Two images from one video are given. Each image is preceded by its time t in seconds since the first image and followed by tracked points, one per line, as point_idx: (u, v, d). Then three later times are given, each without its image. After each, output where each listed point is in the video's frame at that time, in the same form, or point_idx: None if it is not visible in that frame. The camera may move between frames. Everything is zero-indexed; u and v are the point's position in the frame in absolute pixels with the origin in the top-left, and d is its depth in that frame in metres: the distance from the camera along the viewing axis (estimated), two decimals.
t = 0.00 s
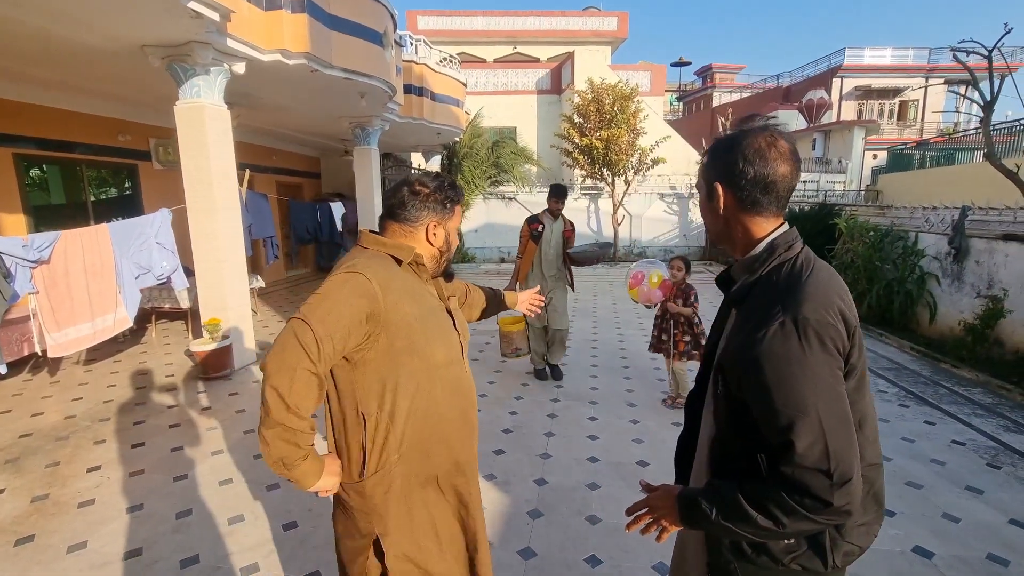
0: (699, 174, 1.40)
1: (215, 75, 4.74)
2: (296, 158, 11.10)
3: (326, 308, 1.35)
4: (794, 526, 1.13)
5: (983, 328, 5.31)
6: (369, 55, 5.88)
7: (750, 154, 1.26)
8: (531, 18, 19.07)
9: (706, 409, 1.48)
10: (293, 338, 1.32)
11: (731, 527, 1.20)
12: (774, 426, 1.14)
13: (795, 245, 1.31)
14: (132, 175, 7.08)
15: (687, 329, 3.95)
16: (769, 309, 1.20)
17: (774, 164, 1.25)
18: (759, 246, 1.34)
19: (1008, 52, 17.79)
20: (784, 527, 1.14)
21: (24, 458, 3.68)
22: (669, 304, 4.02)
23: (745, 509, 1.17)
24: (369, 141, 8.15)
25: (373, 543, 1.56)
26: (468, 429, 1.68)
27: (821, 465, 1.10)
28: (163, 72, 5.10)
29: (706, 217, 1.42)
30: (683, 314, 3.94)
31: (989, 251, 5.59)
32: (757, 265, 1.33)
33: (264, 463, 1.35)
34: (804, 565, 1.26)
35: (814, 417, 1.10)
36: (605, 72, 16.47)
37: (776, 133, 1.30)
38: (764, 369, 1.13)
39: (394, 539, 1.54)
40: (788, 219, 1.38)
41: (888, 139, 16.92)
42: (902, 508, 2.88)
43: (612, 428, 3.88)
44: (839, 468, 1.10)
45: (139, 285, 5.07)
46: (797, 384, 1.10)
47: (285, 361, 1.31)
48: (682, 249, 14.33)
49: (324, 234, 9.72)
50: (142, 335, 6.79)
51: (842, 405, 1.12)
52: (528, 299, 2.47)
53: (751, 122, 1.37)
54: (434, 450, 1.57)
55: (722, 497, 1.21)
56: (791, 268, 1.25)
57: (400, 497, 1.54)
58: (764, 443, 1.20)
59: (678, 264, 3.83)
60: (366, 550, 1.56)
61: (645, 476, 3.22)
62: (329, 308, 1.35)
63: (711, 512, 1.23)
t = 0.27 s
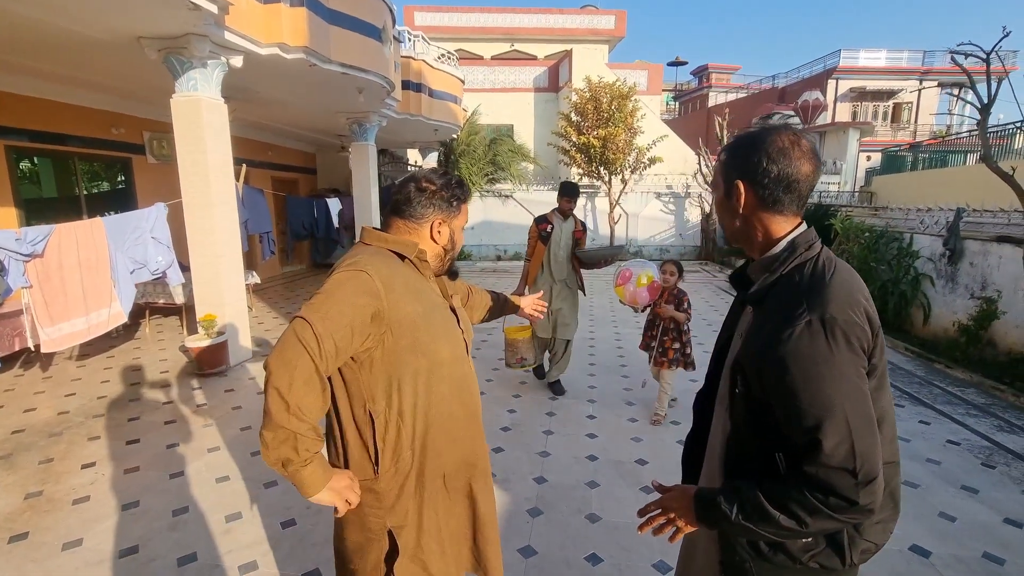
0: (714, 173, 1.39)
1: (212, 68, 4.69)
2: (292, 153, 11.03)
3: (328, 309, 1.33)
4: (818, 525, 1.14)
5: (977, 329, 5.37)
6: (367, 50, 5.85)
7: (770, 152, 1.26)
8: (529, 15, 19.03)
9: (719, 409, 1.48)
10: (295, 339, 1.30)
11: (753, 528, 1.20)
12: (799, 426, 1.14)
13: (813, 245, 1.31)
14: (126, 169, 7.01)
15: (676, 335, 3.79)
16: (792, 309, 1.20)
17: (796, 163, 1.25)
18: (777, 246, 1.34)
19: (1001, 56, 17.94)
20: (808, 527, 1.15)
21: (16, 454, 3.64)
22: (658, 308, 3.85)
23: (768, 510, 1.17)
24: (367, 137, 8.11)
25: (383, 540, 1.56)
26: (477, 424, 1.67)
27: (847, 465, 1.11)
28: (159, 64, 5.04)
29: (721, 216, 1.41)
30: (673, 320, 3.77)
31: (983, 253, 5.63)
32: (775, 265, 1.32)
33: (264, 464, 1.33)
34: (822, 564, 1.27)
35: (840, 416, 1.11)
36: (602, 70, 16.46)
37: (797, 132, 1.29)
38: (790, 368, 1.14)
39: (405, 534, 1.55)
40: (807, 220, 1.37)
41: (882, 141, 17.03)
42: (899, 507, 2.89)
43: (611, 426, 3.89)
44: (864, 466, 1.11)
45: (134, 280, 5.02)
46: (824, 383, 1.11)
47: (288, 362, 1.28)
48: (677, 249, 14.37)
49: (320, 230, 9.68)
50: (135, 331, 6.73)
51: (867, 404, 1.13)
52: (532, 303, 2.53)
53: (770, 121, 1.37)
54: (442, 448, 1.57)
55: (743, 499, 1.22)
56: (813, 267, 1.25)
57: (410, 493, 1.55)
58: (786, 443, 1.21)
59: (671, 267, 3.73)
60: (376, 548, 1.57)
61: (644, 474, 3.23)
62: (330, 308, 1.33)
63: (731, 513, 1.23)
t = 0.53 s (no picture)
0: (715, 172, 1.40)
1: (208, 63, 4.67)
2: (288, 150, 11.00)
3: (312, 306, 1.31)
4: (823, 521, 1.15)
5: (971, 328, 5.48)
6: (364, 47, 5.83)
7: (773, 150, 1.26)
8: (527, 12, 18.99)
9: (719, 409, 1.48)
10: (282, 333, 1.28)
11: (758, 525, 1.21)
12: (805, 422, 1.15)
13: (816, 245, 1.31)
14: (120, 164, 6.97)
15: (666, 340, 3.61)
16: (798, 306, 1.21)
17: (799, 161, 1.25)
18: (779, 246, 1.34)
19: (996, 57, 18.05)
20: (813, 524, 1.16)
21: (10, 451, 3.62)
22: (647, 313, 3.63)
23: (774, 507, 1.18)
24: (364, 133, 8.09)
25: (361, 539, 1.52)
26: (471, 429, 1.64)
27: (853, 461, 1.12)
28: (154, 59, 5.01)
29: (722, 215, 1.42)
30: (663, 325, 3.57)
31: (976, 253, 5.67)
32: (777, 265, 1.32)
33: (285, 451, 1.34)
34: (824, 559, 1.27)
35: (850, 414, 1.11)
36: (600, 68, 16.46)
37: (801, 132, 1.29)
38: (799, 366, 1.14)
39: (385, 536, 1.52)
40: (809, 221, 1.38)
41: (878, 141, 17.12)
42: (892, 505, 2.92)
43: (607, 424, 3.90)
44: (870, 463, 1.12)
45: (129, 276, 5.01)
46: (834, 381, 1.12)
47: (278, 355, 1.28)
48: (674, 247, 14.41)
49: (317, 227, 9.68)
50: (130, 327, 6.70)
51: (873, 401, 1.14)
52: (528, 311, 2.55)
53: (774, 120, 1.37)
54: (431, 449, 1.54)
55: (748, 495, 1.22)
56: (819, 267, 1.26)
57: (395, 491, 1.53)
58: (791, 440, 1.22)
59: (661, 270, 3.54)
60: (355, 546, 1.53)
61: (641, 472, 3.24)
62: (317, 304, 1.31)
63: (737, 511, 1.23)
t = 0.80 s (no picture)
0: (701, 174, 1.42)
1: (206, 62, 4.67)
2: (286, 149, 11.01)
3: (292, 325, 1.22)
4: (806, 518, 1.17)
5: (963, 329, 5.51)
6: (362, 46, 5.84)
7: (757, 152, 1.28)
8: (526, 12, 18.99)
9: (704, 408, 1.51)
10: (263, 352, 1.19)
11: (744, 522, 1.23)
12: (788, 422, 1.17)
13: (799, 247, 1.33)
14: (118, 162, 6.97)
15: (648, 351, 3.42)
16: (783, 308, 1.23)
17: (781, 163, 1.27)
18: (764, 248, 1.36)
19: (993, 59, 18.12)
20: (797, 520, 1.18)
21: (6, 448, 3.63)
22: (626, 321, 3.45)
23: (759, 504, 1.20)
24: (362, 133, 8.10)
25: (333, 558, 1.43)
26: (454, 444, 1.59)
27: (835, 459, 1.14)
28: (152, 58, 5.02)
29: (709, 218, 1.43)
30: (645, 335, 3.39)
31: (970, 254, 5.71)
32: (762, 266, 1.34)
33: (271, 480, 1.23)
34: (807, 554, 1.29)
35: (832, 413, 1.13)
36: (598, 68, 16.48)
37: (784, 134, 1.32)
38: (783, 366, 1.16)
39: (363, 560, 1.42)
40: (793, 223, 1.40)
41: (875, 142, 17.19)
42: (881, 503, 2.95)
43: (601, 423, 3.92)
44: (852, 460, 1.14)
45: (126, 275, 5.01)
46: (817, 381, 1.13)
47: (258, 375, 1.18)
48: (671, 247, 14.44)
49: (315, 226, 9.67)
50: (127, 325, 6.71)
51: (855, 400, 1.16)
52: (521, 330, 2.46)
53: (757, 123, 1.40)
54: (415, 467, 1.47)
55: (733, 493, 1.24)
56: (803, 268, 1.28)
57: (377, 510, 1.44)
58: (776, 439, 1.23)
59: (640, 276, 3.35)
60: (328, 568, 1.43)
61: (634, 471, 3.27)
62: (301, 322, 1.23)
63: (724, 509, 1.25)
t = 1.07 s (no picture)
0: (683, 176, 1.43)
1: (202, 62, 4.68)
2: (285, 149, 11.02)
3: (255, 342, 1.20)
4: (788, 515, 1.18)
5: (957, 330, 5.51)
6: (360, 47, 5.85)
7: (736, 155, 1.30)
8: (525, 13, 19.01)
9: (688, 408, 1.52)
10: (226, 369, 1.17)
11: (729, 521, 1.24)
12: (770, 421, 1.18)
13: (780, 247, 1.35)
14: (116, 162, 6.98)
15: (630, 365, 3.21)
16: (764, 309, 1.24)
17: (759, 165, 1.29)
18: (745, 249, 1.38)
19: (992, 61, 18.16)
20: (780, 518, 1.19)
21: (2, 447, 3.64)
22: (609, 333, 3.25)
23: (742, 502, 1.21)
24: (360, 133, 8.11)
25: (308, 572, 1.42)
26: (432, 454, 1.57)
27: (817, 457, 1.15)
28: (149, 58, 5.02)
29: (690, 220, 1.45)
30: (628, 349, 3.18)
31: (965, 255, 5.72)
32: (744, 266, 1.36)
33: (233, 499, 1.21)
34: (788, 550, 1.30)
35: (813, 412, 1.14)
36: (597, 69, 16.50)
37: (764, 137, 1.34)
38: (766, 366, 1.17)
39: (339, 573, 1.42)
40: (774, 224, 1.42)
41: (874, 143, 17.20)
42: (872, 503, 2.96)
43: (595, 423, 3.93)
44: (832, 458, 1.15)
45: (123, 274, 5.00)
46: (799, 382, 1.14)
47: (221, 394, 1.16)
48: (670, 248, 14.46)
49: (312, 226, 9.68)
50: (124, 325, 6.71)
51: (835, 398, 1.18)
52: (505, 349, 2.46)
53: (737, 126, 1.42)
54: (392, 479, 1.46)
55: (719, 492, 1.25)
56: (784, 269, 1.29)
57: (353, 523, 1.43)
58: (758, 438, 1.25)
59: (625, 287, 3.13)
60: None
61: (627, 471, 3.28)
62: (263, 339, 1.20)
63: (709, 509, 1.25)
